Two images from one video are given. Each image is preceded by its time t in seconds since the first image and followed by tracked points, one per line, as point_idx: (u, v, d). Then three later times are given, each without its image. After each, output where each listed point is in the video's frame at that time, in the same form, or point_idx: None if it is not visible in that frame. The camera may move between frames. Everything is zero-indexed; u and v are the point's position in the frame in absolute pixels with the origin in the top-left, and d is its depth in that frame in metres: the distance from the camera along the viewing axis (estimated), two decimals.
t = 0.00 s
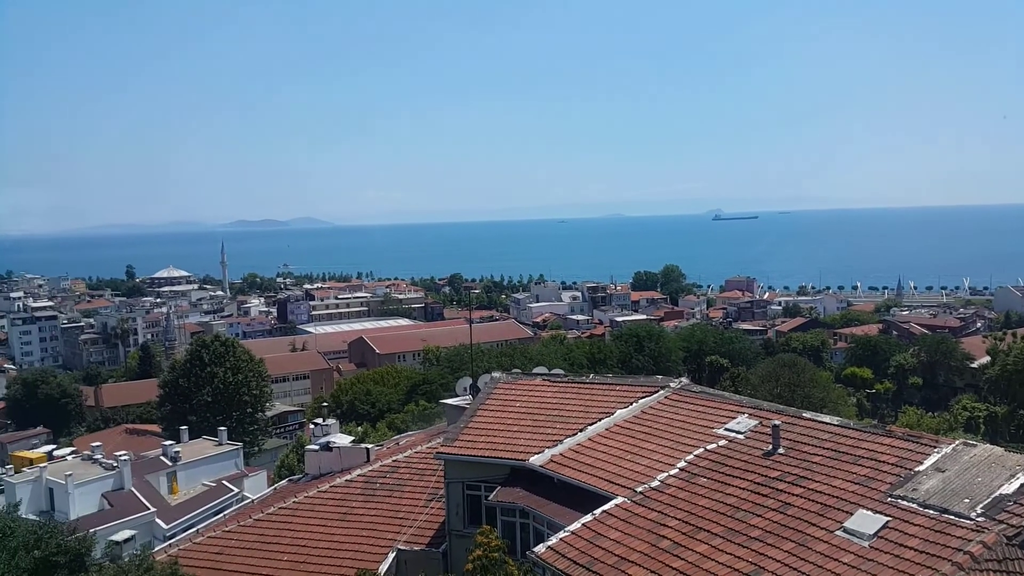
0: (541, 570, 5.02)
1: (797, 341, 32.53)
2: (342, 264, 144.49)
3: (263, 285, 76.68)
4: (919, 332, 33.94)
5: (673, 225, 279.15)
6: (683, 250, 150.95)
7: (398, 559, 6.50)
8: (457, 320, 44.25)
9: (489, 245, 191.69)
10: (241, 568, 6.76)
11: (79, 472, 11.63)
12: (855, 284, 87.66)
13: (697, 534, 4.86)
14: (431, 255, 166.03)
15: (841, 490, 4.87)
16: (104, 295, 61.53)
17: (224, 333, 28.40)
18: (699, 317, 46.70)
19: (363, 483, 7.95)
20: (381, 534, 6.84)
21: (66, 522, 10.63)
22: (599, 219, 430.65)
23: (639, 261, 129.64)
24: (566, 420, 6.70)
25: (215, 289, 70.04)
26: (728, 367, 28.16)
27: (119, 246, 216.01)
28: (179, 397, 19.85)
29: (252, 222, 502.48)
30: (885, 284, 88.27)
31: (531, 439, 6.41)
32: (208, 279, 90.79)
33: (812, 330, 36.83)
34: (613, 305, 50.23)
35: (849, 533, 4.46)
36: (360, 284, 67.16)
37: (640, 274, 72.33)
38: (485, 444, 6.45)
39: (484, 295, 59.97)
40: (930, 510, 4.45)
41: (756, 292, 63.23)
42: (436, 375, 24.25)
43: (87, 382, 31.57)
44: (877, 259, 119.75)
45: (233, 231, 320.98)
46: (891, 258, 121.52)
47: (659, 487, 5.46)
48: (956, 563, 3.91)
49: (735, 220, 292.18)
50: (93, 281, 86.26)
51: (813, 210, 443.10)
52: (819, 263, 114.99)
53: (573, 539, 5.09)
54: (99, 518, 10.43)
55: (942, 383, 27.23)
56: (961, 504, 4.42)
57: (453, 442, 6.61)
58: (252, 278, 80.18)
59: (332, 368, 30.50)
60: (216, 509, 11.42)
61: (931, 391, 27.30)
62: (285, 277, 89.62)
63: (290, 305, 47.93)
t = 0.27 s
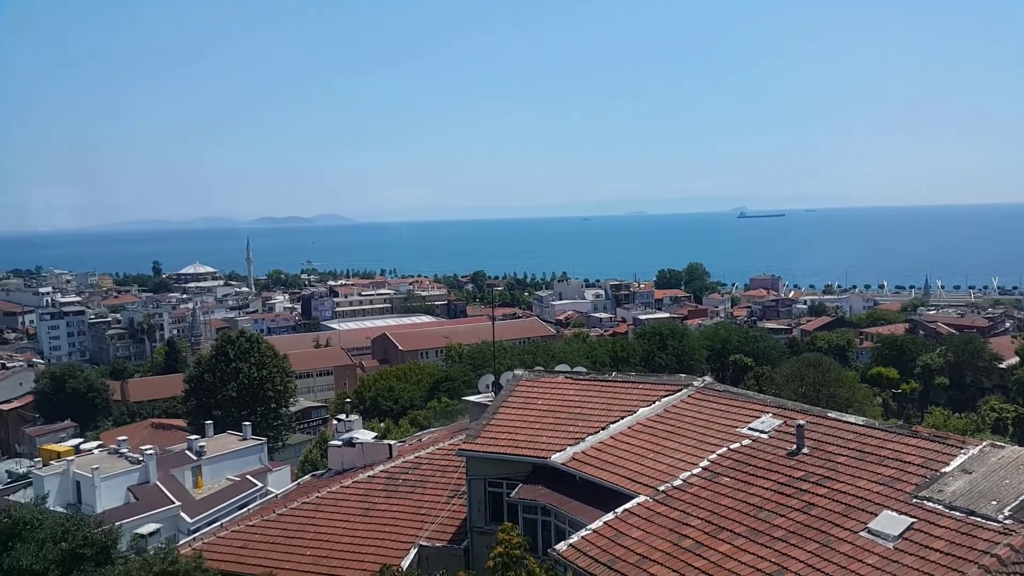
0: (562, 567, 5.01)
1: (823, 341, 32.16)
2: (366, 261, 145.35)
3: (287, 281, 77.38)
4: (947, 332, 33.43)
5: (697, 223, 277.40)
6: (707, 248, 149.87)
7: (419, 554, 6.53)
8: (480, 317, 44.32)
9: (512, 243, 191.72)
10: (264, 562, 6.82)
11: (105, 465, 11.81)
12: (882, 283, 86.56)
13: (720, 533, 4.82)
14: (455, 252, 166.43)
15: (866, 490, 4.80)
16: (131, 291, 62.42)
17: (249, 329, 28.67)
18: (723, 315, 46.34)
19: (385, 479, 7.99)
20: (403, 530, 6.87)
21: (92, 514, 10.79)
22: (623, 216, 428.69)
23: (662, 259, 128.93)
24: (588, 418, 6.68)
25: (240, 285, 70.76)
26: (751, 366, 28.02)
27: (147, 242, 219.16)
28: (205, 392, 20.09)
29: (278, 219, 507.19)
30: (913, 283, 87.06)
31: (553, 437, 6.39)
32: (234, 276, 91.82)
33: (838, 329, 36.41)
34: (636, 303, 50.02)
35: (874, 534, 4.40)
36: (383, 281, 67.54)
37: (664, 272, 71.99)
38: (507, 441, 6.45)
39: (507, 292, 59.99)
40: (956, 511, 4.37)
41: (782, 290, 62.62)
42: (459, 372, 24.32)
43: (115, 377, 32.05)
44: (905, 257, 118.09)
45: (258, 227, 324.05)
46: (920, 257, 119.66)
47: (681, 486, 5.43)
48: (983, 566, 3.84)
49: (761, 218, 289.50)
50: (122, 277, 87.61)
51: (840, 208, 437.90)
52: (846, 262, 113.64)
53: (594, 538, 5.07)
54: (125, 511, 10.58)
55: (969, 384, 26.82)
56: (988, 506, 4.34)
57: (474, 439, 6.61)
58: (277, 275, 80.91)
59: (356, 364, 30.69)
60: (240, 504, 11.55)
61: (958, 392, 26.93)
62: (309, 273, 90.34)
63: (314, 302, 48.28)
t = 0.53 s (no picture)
0: (582, 565, 5.00)
1: (844, 337, 31.86)
2: (385, 259, 145.80)
3: (307, 280, 77.88)
4: (970, 328, 33.01)
5: (716, 219, 275.78)
6: (726, 245, 148.82)
7: (439, 551, 6.55)
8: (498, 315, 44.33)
9: (530, 241, 191.59)
10: (286, 558, 6.86)
11: (128, 462, 11.94)
12: (903, 279, 85.70)
13: (740, 532, 4.79)
14: (473, 249, 166.67)
15: (887, 488, 4.76)
16: (153, 289, 63.07)
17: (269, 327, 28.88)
18: (743, 312, 46.06)
19: (404, 476, 8.02)
20: (422, 527, 6.90)
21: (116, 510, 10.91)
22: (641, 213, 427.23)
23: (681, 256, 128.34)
24: (607, 415, 6.66)
25: (260, 284, 71.28)
26: (772, 364, 27.87)
27: (168, 241, 221.41)
28: (226, 390, 20.27)
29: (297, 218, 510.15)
30: (935, 279, 85.96)
31: (572, 434, 6.39)
32: (254, 275, 92.63)
33: (860, 326, 36.06)
34: (654, 301, 49.84)
35: (896, 533, 4.36)
36: (402, 279, 67.73)
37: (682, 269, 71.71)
38: (526, 439, 6.45)
39: (525, 290, 59.95)
40: (981, 510, 4.32)
41: (802, 287, 62.12)
42: (477, 370, 24.37)
43: (137, 375, 32.40)
44: (928, 253, 116.65)
45: (278, 226, 326.27)
46: (943, 252, 118.22)
47: (702, 484, 5.40)
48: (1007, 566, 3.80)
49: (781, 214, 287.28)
50: (143, 276, 88.57)
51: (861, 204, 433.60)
52: (867, 258, 112.54)
53: (614, 536, 5.06)
54: (148, 508, 10.70)
55: (994, 381, 26.51)
56: (1014, 505, 4.28)
57: (493, 437, 6.62)
58: (296, 273, 81.42)
59: (375, 362, 30.82)
60: (260, 501, 11.64)
61: (982, 389, 26.62)
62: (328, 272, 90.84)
63: (333, 300, 48.53)
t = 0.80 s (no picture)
0: (602, 562, 4.98)
1: (866, 333, 31.56)
2: (403, 257, 146.26)
3: (325, 279, 78.31)
4: (994, 322, 32.58)
5: (734, 215, 273.96)
6: (745, 240, 147.75)
7: (458, 548, 6.57)
8: (516, 312, 44.28)
9: (547, 238, 191.36)
10: (306, 556, 6.91)
11: (150, 461, 12.07)
12: (925, 274, 84.77)
13: (761, 529, 4.76)
14: (490, 247, 166.76)
15: (911, 485, 4.70)
16: (173, 289, 63.76)
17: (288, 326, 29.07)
18: (762, 308, 45.74)
19: (424, 474, 8.05)
20: (442, 524, 6.92)
21: (139, 508, 11.03)
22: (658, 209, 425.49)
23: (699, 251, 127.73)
24: (625, 412, 6.64)
25: (280, 283, 71.75)
26: (793, 360, 27.69)
27: (189, 241, 223.53)
28: (247, 389, 20.44)
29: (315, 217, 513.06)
30: (959, 273, 84.83)
31: (591, 431, 6.38)
32: (273, 274, 93.17)
33: (881, 321, 35.71)
34: (673, 297, 49.65)
35: (919, 529, 4.30)
36: (420, 277, 67.89)
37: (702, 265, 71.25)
38: (545, 436, 6.45)
39: (543, 287, 59.92)
40: (1006, 507, 4.25)
41: (823, 282, 61.54)
42: (496, 367, 24.40)
43: (159, 374, 32.75)
44: (951, 247, 115.12)
45: (297, 225, 328.29)
46: (966, 246, 116.68)
47: (722, 482, 5.37)
48: None
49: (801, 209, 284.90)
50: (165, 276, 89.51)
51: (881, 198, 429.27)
52: (888, 253, 111.41)
53: (634, 533, 5.04)
54: (171, 506, 10.82)
55: (1020, 375, 25.59)
56: None
57: (512, 435, 6.62)
58: (315, 271, 81.91)
59: (394, 360, 30.95)
60: (281, 499, 11.73)
61: (1008, 383, 25.91)
62: (347, 271, 91.27)
63: (352, 298, 48.76)
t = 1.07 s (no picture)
0: (616, 562, 4.97)
1: (882, 332, 31.29)
2: (417, 257, 146.57)
3: (340, 279, 78.64)
4: (1014, 322, 32.18)
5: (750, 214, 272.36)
6: (761, 239, 146.85)
7: (473, 548, 6.58)
8: (530, 312, 44.24)
9: (561, 237, 191.10)
10: (321, 555, 6.93)
11: (166, 460, 12.16)
12: (943, 272, 83.95)
13: (777, 529, 4.73)
14: (504, 247, 166.81)
15: (927, 485, 4.66)
16: (190, 289, 64.25)
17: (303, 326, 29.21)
18: (778, 307, 45.42)
19: (438, 473, 8.06)
20: (457, 524, 6.93)
21: (156, 507, 11.13)
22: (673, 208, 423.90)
23: (714, 250, 127.20)
24: (640, 412, 6.62)
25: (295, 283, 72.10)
26: (809, 360, 27.52)
27: (206, 242, 225.20)
28: (262, 388, 20.56)
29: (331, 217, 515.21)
30: (979, 272, 83.86)
31: (606, 431, 6.36)
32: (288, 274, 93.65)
33: (898, 320, 35.38)
34: (688, 296, 49.46)
35: (936, 530, 4.26)
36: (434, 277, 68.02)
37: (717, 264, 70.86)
38: (559, 436, 6.43)
39: (557, 286, 59.85)
40: None
41: (840, 281, 61.09)
42: (510, 367, 24.39)
43: (175, 374, 33.01)
44: (970, 245, 113.84)
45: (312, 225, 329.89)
46: (985, 244, 115.48)
47: (737, 482, 5.34)
48: None
49: (817, 207, 282.93)
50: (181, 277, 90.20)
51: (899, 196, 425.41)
52: (905, 251, 110.43)
53: (648, 533, 5.02)
54: (187, 505, 10.90)
55: None
56: None
57: (526, 435, 6.61)
58: (330, 271, 82.28)
59: (408, 360, 31.03)
60: (297, 498, 11.79)
61: None
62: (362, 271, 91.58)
63: (366, 298, 48.91)
